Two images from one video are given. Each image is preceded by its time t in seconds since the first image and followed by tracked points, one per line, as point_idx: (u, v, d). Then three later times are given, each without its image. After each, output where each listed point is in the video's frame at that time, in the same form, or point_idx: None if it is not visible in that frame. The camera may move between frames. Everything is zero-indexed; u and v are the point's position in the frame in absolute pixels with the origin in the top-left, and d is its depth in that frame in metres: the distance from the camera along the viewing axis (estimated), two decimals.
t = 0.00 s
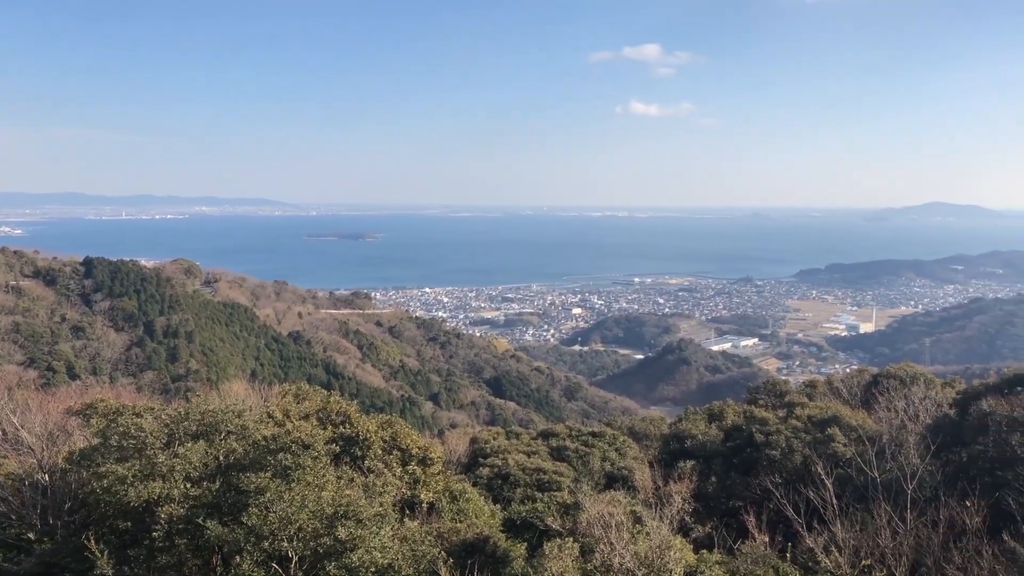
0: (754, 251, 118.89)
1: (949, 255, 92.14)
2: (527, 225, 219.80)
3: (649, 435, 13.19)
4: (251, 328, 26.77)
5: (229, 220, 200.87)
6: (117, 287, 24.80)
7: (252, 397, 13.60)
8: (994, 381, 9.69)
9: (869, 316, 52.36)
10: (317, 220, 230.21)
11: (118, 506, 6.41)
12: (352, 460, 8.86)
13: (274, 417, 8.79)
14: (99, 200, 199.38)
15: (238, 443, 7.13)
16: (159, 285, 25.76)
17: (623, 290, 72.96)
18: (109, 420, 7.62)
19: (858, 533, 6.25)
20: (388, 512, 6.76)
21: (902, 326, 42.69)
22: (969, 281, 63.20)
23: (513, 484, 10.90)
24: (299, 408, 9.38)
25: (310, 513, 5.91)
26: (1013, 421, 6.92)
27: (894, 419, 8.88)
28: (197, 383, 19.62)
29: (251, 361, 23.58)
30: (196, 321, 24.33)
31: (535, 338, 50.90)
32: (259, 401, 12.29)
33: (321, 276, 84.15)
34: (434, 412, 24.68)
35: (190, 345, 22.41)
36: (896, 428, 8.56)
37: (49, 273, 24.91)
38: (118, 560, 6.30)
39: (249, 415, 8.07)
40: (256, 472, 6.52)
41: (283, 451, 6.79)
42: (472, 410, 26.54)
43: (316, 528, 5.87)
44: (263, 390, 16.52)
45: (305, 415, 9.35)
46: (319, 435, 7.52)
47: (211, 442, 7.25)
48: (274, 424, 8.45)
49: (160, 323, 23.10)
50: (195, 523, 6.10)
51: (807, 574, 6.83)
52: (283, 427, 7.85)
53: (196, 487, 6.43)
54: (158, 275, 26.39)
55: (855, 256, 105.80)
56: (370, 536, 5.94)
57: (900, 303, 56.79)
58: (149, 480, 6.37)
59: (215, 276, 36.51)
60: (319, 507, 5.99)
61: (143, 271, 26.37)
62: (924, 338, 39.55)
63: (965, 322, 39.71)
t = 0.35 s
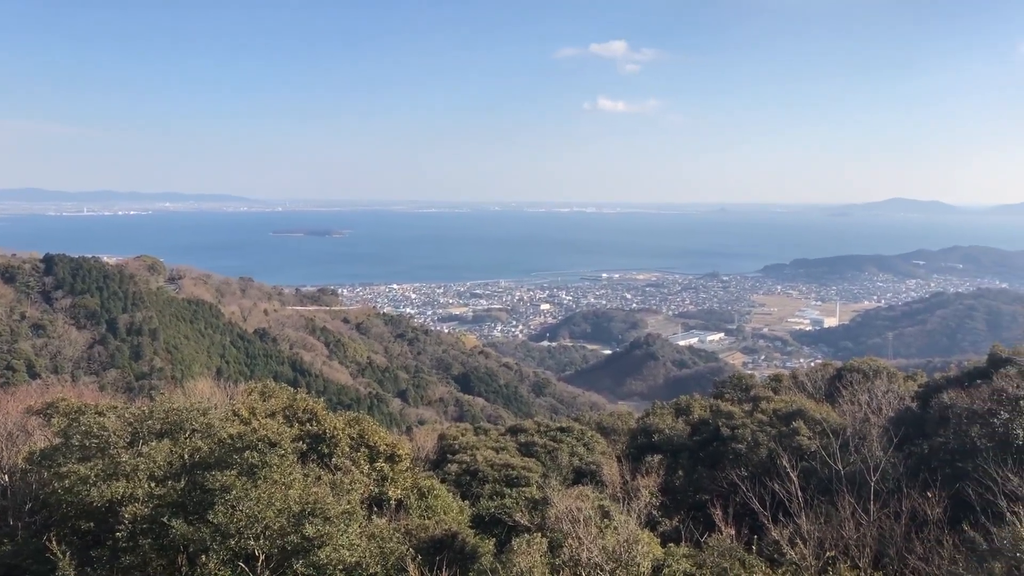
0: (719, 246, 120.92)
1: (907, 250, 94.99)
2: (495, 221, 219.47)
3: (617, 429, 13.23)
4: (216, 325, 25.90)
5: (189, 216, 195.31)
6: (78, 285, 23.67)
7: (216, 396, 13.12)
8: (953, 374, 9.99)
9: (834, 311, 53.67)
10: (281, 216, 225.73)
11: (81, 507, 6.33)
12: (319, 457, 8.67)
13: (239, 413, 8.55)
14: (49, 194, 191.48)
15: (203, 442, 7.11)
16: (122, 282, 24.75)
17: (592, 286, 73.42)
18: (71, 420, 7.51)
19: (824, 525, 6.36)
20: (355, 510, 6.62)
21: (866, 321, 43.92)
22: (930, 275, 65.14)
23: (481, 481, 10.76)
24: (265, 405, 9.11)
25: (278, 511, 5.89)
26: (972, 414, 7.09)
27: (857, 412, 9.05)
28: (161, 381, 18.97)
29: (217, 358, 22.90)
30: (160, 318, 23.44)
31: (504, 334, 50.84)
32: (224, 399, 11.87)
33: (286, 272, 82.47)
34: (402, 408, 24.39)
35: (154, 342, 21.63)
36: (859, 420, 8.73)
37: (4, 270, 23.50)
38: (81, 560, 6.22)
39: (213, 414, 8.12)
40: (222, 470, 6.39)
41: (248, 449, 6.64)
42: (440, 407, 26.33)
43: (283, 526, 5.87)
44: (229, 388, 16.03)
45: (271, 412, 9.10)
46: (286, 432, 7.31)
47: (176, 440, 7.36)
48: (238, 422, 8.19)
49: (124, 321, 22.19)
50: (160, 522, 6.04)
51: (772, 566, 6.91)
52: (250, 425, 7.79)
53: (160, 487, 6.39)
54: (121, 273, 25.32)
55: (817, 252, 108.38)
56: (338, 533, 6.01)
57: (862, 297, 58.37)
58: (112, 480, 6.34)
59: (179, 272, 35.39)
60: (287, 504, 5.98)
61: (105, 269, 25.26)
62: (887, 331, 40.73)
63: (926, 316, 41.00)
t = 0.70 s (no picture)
0: (686, 245, 122.59)
1: (869, 249, 97.61)
2: (464, 220, 218.99)
3: (587, 427, 13.22)
4: (184, 326, 25.05)
5: (149, 214, 189.69)
6: (40, 285, 22.53)
7: (183, 396, 12.68)
8: (916, 371, 10.28)
9: (801, 309, 54.87)
10: (245, 216, 221.01)
11: (44, 511, 6.23)
12: (287, 458, 8.66)
13: (207, 414, 8.43)
14: None
15: (171, 444, 7.00)
16: (88, 282, 23.63)
17: (562, 285, 73.70)
18: (34, 422, 7.43)
19: (791, 521, 6.46)
20: (325, 511, 6.48)
21: (832, 319, 45.01)
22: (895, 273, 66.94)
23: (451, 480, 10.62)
24: (234, 406, 9.06)
25: (246, 513, 5.79)
26: (936, 410, 7.27)
27: (824, 409, 9.19)
28: (126, 382, 18.30)
29: (184, 359, 22.20)
30: (127, 318, 22.51)
31: (475, 333, 50.66)
32: (191, 400, 11.47)
33: (252, 272, 80.76)
34: (372, 409, 24.07)
35: (120, 343, 20.82)
36: (826, 417, 8.85)
37: None
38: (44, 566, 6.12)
39: (181, 415, 7.98)
40: (190, 471, 6.29)
41: (217, 451, 6.50)
42: (410, 407, 26.06)
43: (251, 528, 5.74)
44: (197, 389, 15.58)
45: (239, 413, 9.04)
46: (254, 434, 7.17)
47: (142, 442, 7.23)
48: (205, 423, 7.97)
49: (88, 322, 21.25)
50: (126, 525, 5.97)
51: (741, 562, 6.96)
52: (219, 425, 7.63)
53: (127, 489, 6.26)
54: (87, 273, 24.21)
55: (783, 251, 110.64)
56: (308, 535, 5.84)
57: (828, 296, 59.75)
58: (77, 483, 6.26)
59: (145, 272, 34.23)
60: (255, 506, 5.86)
61: (68, 267, 24.14)
62: (851, 329, 41.78)
63: (892, 313, 42.15)
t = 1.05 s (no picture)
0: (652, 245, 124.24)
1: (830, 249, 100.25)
2: (432, 220, 218.06)
3: (556, 427, 13.18)
4: (149, 328, 24.07)
5: (103, 213, 183.50)
6: None
7: (148, 400, 12.21)
8: (877, 369, 10.51)
9: (766, 308, 56.00)
10: (205, 216, 215.62)
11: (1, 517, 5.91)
12: (254, 462, 8.15)
13: (172, 416, 8.23)
14: None
15: (135, 446, 6.69)
16: (48, 284, 22.52)
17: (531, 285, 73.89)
18: None
19: (757, 518, 6.53)
20: (292, 514, 6.30)
21: (795, 318, 46.12)
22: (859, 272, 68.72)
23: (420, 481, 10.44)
24: (199, 409, 8.68)
25: (212, 516, 5.51)
26: (898, 407, 7.48)
27: (789, 407, 9.33)
28: (88, 386, 17.51)
29: (148, 361, 21.37)
30: (89, 320, 21.53)
31: (443, 334, 50.36)
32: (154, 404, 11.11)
33: (215, 273, 78.72)
34: (340, 411, 23.66)
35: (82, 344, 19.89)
36: (791, 415, 8.99)
37: None
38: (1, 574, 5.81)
39: (146, 418, 7.78)
40: (154, 475, 6.12)
41: (181, 454, 6.29)
42: (378, 408, 25.70)
43: (218, 532, 5.44)
44: (162, 393, 15.02)
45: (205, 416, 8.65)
46: (220, 437, 6.95)
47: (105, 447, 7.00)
48: (170, 425, 7.77)
49: (49, 324, 20.21)
50: (88, 531, 5.78)
51: (709, 560, 7.00)
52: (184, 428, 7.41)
53: (89, 494, 6.06)
54: (47, 274, 23.04)
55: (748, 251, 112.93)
56: (274, 538, 5.56)
57: (792, 295, 61.14)
58: (37, 489, 6.09)
59: (107, 274, 32.97)
60: (221, 509, 5.58)
61: (26, 267, 22.91)
62: (815, 328, 42.84)
63: (856, 311, 43.25)
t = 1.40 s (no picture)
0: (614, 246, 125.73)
1: (785, 250, 103.17)
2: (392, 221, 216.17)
3: (519, 427, 13.11)
4: (106, 330, 22.87)
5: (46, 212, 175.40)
6: None
7: (104, 404, 11.68)
8: (836, 366, 10.74)
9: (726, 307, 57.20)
10: (156, 215, 208.50)
11: None
12: (213, 466, 7.89)
13: (127, 422, 8.01)
14: None
15: (91, 451, 6.57)
16: None
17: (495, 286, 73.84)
18: None
19: (718, 516, 6.58)
20: (253, 517, 6.16)
21: (755, 317, 47.24)
22: (816, 271, 70.75)
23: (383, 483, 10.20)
24: (156, 412, 8.41)
25: (170, 521, 5.51)
26: (857, 405, 7.67)
27: (749, 404, 9.51)
28: (43, 390, 16.50)
29: (104, 364, 20.32)
30: (44, 323, 20.30)
31: (406, 335, 49.84)
32: (112, 407, 10.68)
33: (169, 274, 76.07)
34: (301, 413, 23.07)
35: (35, 347, 18.71)
36: (751, 412, 9.15)
37: None
38: None
39: (101, 421, 7.59)
40: (111, 480, 5.97)
41: (138, 459, 6.17)
42: (340, 410, 25.21)
43: (176, 537, 5.45)
44: (120, 396, 14.37)
45: (163, 419, 8.32)
46: (177, 440, 6.83)
47: (59, 452, 6.81)
48: (127, 430, 7.55)
49: None
50: (42, 538, 5.60)
51: (671, 556, 7.06)
52: (142, 433, 7.26)
53: (44, 500, 5.89)
54: None
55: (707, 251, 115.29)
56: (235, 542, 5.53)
57: (752, 294, 62.56)
58: None
59: (61, 275, 31.36)
60: (180, 514, 5.56)
61: None
62: (775, 327, 43.93)
63: (814, 310, 44.51)
